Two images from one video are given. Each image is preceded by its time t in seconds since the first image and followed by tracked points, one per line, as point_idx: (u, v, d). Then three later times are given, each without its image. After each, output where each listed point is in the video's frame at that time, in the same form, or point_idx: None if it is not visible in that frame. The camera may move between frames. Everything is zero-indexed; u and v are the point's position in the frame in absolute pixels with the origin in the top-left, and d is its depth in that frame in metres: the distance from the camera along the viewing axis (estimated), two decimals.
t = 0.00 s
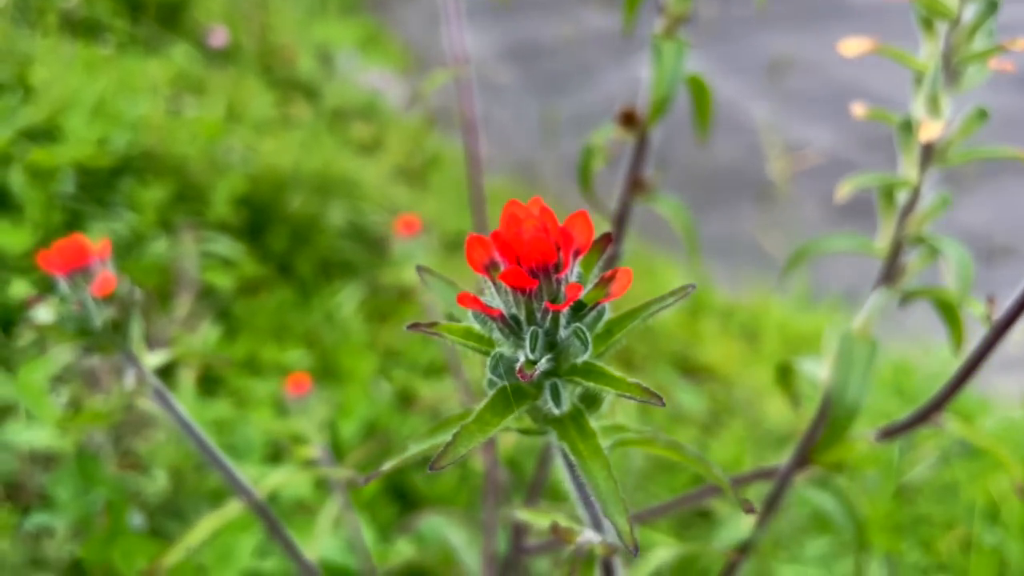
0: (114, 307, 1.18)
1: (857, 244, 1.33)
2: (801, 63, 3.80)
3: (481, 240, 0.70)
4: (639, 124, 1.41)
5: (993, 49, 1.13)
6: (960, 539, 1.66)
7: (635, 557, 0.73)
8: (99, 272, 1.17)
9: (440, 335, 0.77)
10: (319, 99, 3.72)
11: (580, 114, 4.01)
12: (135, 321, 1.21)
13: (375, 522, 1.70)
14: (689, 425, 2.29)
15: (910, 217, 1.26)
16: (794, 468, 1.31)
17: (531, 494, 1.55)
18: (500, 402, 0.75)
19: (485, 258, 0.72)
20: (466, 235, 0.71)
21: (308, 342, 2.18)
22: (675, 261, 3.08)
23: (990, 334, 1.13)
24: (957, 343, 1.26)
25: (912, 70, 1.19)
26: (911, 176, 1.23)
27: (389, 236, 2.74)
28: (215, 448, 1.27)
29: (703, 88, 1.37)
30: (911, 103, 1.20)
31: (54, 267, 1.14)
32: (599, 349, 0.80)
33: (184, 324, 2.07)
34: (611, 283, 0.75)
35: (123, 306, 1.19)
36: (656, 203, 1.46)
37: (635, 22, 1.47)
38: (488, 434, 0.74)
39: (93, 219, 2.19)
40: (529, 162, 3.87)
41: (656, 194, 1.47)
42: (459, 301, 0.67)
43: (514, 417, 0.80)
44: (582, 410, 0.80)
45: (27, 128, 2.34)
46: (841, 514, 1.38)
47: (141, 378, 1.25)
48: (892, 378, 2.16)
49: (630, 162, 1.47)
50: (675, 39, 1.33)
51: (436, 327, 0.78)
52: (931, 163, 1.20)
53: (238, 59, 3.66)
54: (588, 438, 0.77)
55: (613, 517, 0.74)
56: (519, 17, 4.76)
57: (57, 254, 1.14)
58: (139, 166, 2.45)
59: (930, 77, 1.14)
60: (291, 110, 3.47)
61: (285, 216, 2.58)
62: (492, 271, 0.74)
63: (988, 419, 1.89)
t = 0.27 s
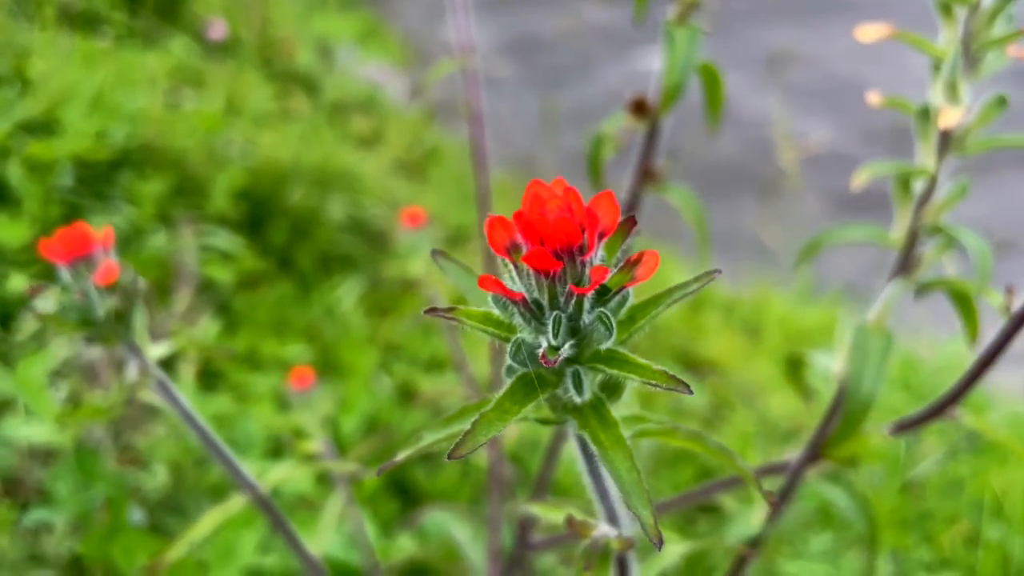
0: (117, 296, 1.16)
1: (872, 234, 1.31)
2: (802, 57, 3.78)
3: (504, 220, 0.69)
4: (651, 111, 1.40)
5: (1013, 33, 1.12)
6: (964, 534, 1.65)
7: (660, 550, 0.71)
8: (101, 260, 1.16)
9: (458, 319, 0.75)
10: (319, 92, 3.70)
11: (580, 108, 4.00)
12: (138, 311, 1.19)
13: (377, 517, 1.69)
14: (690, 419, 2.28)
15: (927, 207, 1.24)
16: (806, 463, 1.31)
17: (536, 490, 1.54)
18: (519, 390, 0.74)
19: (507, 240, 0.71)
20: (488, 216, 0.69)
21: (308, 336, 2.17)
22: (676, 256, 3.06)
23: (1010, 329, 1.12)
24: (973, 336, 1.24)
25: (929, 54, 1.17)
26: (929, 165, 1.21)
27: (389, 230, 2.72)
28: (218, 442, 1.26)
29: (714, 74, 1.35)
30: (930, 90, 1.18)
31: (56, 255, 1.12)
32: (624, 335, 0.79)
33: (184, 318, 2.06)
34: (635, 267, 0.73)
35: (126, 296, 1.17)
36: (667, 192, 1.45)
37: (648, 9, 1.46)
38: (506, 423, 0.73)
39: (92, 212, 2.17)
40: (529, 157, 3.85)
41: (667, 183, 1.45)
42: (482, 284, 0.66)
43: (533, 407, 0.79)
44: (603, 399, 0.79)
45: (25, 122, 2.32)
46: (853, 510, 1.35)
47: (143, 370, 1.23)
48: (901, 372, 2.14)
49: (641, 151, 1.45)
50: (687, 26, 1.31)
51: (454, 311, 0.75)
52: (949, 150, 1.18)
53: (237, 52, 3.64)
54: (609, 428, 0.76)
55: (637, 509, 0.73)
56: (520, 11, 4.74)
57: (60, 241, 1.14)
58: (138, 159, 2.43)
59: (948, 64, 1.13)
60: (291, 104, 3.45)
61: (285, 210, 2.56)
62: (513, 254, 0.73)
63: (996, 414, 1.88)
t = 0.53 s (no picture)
0: (109, 290, 1.15)
1: (880, 228, 1.30)
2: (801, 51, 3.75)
3: (506, 208, 0.68)
4: (656, 101, 1.38)
5: None
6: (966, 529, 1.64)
7: (669, 550, 0.70)
8: (93, 253, 1.14)
9: (458, 312, 0.74)
10: (316, 86, 3.68)
11: (579, 103, 3.98)
12: (131, 306, 1.18)
13: (376, 514, 1.68)
14: (690, 414, 2.26)
15: (938, 200, 1.22)
16: (813, 460, 1.30)
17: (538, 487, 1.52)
18: (522, 386, 0.73)
19: (510, 230, 0.70)
20: (489, 205, 0.68)
21: (306, 331, 2.16)
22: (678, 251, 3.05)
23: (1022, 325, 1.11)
24: (982, 331, 1.23)
25: (940, 43, 1.15)
26: (940, 157, 1.20)
27: (388, 225, 2.71)
28: (214, 439, 1.25)
29: (719, 65, 1.34)
30: (941, 80, 1.16)
31: (48, 249, 1.11)
32: (630, 330, 0.78)
33: (181, 314, 2.04)
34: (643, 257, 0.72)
35: (119, 290, 1.16)
36: (671, 185, 1.43)
37: None
38: (509, 419, 0.71)
39: (89, 207, 2.15)
40: (529, 151, 3.84)
41: (671, 176, 1.44)
42: (484, 275, 0.64)
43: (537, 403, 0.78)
44: (608, 395, 0.78)
45: (21, 116, 2.30)
46: (860, 507, 1.34)
47: (139, 366, 1.22)
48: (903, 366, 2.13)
49: (645, 143, 1.44)
50: (692, 14, 1.29)
51: (453, 304, 0.74)
52: (960, 142, 1.17)
53: (234, 46, 3.62)
54: (614, 425, 0.75)
55: (646, 508, 0.71)
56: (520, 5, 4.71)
57: (50, 236, 1.12)
58: (134, 154, 2.42)
59: (961, 53, 1.11)
60: (288, 98, 3.42)
61: (282, 204, 2.55)
62: (516, 243, 0.71)
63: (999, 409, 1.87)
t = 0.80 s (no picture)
0: (90, 284, 1.13)
1: (887, 217, 1.28)
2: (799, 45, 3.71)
3: (498, 193, 0.66)
4: (655, 87, 1.36)
5: None
6: (965, 523, 1.63)
7: (671, 555, 0.69)
8: (72, 246, 1.12)
9: (448, 304, 0.72)
10: (313, 80, 3.65)
11: (576, 96, 3.96)
12: (113, 299, 1.16)
13: (372, 509, 1.67)
14: (689, 408, 2.25)
15: (947, 187, 1.20)
16: (815, 455, 1.29)
17: (535, 482, 1.51)
18: (516, 382, 0.71)
19: (502, 217, 0.68)
20: (481, 189, 0.66)
21: (302, 325, 2.15)
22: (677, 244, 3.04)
23: None
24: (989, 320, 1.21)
25: (950, 24, 1.13)
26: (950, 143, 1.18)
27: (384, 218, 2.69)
28: (203, 436, 1.23)
29: (721, 48, 1.32)
30: (951, 64, 1.15)
31: (25, 241, 1.09)
32: (631, 321, 0.76)
33: (176, 307, 2.03)
34: (645, 244, 0.70)
35: (99, 283, 1.14)
36: (670, 174, 1.41)
37: None
38: (502, 417, 0.70)
39: (82, 200, 2.14)
40: (526, 145, 3.82)
41: (671, 165, 1.42)
42: (474, 263, 0.63)
43: (534, 399, 0.76)
44: (607, 391, 0.76)
45: (14, 109, 2.28)
46: (864, 501, 1.32)
47: (123, 361, 1.20)
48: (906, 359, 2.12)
49: (644, 131, 1.42)
50: None
51: (443, 295, 0.72)
52: (969, 126, 1.15)
53: (230, 40, 3.59)
54: (614, 423, 0.73)
55: (647, 510, 0.70)
56: None
57: (28, 227, 1.10)
58: (128, 147, 2.40)
59: (972, 35, 1.08)
60: (284, 91, 3.40)
61: (278, 197, 2.53)
62: (509, 230, 0.70)
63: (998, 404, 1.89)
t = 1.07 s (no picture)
0: (86, 287, 1.12)
1: (888, 218, 1.27)
2: (797, 39, 3.76)
3: (497, 203, 0.66)
4: (654, 86, 1.36)
5: None
6: (964, 520, 1.64)
7: (674, 569, 0.68)
8: (68, 248, 1.13)
9: (448, 314, 0.71)
10: (310, 76, 3.64)
11: (575, 92, 3.95)
12: (109, 302, 1.16)
13: (371, 508, 1.67)
14: (688, 406, 2.24)
15: (949, 187, 1.20)
16: (816, 458, 1.28)
17: (536, 483, 1.50)
18: (517, 393, 0.71)
19: (501, 227, 0.68)
20: (481, 199, 0.66)
21: (301, 322, 2.14)
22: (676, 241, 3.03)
23: None
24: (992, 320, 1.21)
25: (952, 24, 1.13)
26: (952, 143, 1.17)
27: (382, 215, 2.69)
28: (200, 438, 1.23)
29: (721, 46, 1.32)
30: (953, 64, 1.14)
31: (21, 244, 1.09)
32: (633, 331, 0.75)
33: (174, 305, 2.02)
34: (648, 254, 0.70)
35: (95, 286, 1.13)
36: (670, 174, 1.41)
37: None
38: (503, 430, 0.70)
39: (79, 198, 2.13)
40: (525, 142, 3.81)
41: (671, 164, 1.42)
42: (474, 274, 0.63)
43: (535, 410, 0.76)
44: (608, 402, 0.75)
45: (11, 107, 2.28)
46: (866, 503, 1.32)
47: (120, 363, 1.19)
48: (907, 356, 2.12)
49: (643, 130, 1.41)
50: None
51: (443, 306, 0.71)
52: (972, 126, 1.15)
53: (227, 36, 3.58)
54: (616, 434, 0.73)
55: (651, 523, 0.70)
56: None
57: (23, 229, 1.09)
58: (125, 145, 2.39)
59: (975, 34, 1.08)
60: (282, 88, 3.39)
61: (276, 195, 2.53)
62: (510, 240, 0.70)
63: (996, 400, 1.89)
